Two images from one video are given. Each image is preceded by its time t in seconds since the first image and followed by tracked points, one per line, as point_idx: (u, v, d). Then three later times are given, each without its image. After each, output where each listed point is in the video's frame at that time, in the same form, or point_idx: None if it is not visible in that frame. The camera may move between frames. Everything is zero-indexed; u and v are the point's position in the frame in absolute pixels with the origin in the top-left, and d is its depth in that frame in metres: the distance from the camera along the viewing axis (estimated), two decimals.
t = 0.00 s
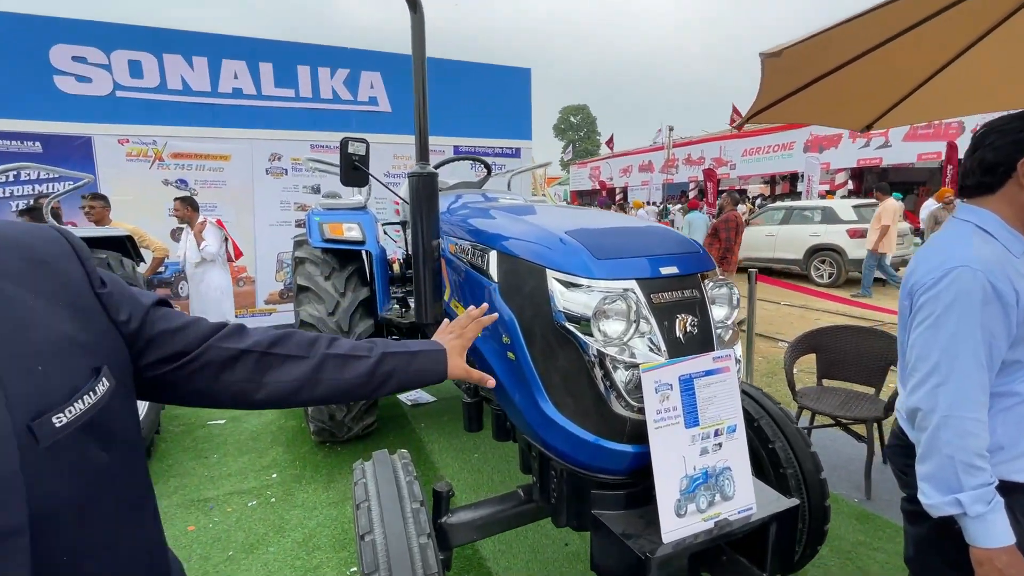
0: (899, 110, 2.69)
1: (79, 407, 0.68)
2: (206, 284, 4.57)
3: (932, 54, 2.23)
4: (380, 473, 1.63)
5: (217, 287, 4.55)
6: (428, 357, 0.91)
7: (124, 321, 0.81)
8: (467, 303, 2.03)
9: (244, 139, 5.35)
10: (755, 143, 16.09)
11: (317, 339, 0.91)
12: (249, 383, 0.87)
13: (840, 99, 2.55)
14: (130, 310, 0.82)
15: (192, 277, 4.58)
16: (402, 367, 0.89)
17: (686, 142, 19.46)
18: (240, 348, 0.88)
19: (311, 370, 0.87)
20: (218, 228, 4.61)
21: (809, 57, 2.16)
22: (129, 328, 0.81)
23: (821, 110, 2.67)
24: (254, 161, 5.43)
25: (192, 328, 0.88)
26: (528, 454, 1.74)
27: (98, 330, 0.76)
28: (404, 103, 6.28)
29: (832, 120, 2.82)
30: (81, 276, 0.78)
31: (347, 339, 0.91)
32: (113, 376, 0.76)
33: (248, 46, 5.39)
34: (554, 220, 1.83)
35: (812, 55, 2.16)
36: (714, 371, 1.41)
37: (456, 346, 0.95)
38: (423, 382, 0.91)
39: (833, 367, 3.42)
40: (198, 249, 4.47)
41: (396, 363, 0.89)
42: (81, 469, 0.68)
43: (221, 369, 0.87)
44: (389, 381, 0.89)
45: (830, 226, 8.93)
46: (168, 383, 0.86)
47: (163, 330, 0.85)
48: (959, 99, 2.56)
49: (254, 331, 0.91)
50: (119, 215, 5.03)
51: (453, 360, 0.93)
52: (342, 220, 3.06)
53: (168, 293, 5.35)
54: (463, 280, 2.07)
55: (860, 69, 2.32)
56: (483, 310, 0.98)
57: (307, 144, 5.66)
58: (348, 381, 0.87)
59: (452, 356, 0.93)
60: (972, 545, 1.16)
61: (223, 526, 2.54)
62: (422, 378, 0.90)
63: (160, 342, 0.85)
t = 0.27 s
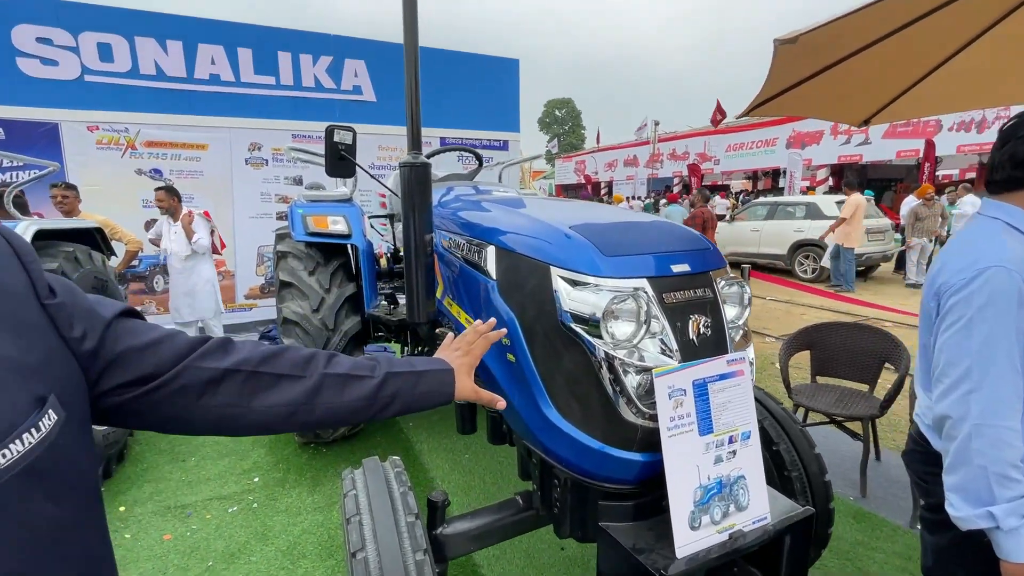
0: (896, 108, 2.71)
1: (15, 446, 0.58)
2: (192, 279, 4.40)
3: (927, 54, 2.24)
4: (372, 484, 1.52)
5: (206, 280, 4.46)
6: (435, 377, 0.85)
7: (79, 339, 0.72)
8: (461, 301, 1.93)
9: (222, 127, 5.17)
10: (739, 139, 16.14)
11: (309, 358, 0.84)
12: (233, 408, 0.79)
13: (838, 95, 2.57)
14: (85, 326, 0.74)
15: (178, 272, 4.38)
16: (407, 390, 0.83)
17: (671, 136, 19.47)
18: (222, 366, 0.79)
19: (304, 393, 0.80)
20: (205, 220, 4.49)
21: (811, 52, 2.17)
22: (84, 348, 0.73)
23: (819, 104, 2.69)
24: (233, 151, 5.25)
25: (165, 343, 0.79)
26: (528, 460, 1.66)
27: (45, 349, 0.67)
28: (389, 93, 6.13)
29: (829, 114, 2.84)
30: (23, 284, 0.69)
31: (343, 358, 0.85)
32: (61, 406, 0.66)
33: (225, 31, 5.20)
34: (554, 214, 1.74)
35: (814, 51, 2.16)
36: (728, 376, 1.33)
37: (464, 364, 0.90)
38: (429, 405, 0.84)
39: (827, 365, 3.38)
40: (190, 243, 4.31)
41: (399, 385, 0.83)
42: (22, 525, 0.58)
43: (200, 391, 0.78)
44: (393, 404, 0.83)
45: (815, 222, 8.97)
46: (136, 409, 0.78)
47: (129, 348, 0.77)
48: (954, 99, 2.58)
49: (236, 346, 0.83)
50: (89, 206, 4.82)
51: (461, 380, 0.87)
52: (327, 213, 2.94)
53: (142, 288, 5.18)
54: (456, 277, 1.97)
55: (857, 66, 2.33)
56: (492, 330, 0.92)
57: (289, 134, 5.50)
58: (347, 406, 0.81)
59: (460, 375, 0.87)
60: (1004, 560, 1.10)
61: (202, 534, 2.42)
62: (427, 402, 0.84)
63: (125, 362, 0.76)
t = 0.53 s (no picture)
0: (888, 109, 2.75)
1: None
2: (176, 274, 4.26)
3: (918, 58, 2.27)
4: (364, 494, 1.43)
5: (192, 274, 4.33)
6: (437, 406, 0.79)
7: (44, 362, 0.66)
8: (456, 301, 1.85)
9: (201, 116, 5.01)
10: (723, 136, 16.20)
11: (303, 384, 0.77)
12: (216, 441, 0.71)
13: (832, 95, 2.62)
14: (52, 348, 0.67)
15: (161, 266, 4.23)
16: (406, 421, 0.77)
17: (656, 133, 19.49)
18: (206, 392, 0.73)
19: (295, 424, 0.73)
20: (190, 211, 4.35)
21: (806, 51, 2.21)
22: (51, 371, 0.66)
23: (813, 103, 2.74)
24: (212, 141, 5.09)
25: (144, 366, 0.73)
26: (527, 467, 1.60)
27: (6, 375, 0.61)
28: (373, 84, 6.01)
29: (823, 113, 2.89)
30: None
31: (341, 384, 0.78)
32: (25, 437, 0.60)
33: (204, 17, 5.04)
34: (554, 210, 1.67)
35: (810, 51, 2.20)
36: (740, 380, 1.28)
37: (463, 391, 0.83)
38: (426, 439, 0.78)
39: (819, 363, 3.32)
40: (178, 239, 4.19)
41: (398, 417, 0.76)
42: None
43: (181, 421, 0.71)
44: (392, 434, 0.76)
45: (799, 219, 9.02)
46: (108, 439, 0.70)
47: (102, 372, 0.70)
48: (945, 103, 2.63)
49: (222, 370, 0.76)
50: (60, 197, 4.64)
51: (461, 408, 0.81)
52: (312, 207, 2.84)
53: (116, 283, 5.02)
54: (450, 275, 1.89)
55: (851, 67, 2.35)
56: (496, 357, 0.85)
57: (271, 125, 5.37)
58: (343, 438, 0.74)
59: (460, 406, 0.81)
60: None
61: (181, 542, 2.34)
62: (426, 434, 0.78)
63: (99, 387, 0.70)
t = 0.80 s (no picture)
0: (881, 105, 2.83)
1: None
2: (154, 268, 4.17)
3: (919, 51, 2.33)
4: (353, 499, 1.38)
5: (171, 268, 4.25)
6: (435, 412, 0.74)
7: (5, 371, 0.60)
8: (447, 298, 1.80)
9: (180, 106, 4.89)
10: (709, 134, 16.25)
11: (292, 392, 0.72)
12: (195, 458, 0.66)
13: (828, 90, 2.69)
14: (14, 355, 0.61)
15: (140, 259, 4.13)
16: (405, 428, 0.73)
17: (643, 130, 19.51)
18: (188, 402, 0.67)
19: (286, 436, 0.68)
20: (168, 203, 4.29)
21: (805, 43, 2.27)
22: (12, 381, 0.60)
23: (809, 98, 2.81)
24: (192, 132, 4.98)
25: (118, 375, 0.66)
26: (522, 470, 1.55)
27: None
28: (360, 76, 5.93)
29: (819, 110, 2.96)
30: None
31: (334, 391, 0.73)
32: None
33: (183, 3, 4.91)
34: (550, 205, 1.62)
35: (809, 43, 2.27)
36: (743, 381, 1.25)
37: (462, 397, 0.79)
38: (423, 448, 0.73)
39: (811, 361, 3.27)
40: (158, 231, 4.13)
41: (392, 425, 0.72)
42: None
43: (157, 435, 0.65)
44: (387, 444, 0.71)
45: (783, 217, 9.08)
46: (75, 456, 0.64)
47: (71, 381, 0.64)
48: (937, 100, 2.71)
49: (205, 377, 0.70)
50: (32, 187, 4.49)
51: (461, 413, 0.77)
52: (297, 200, 2.77)
53: (92, 277, 4.94)
54: (442, 272, 1.84)
55: (853, 59, 2.40)
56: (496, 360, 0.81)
57: (255, 115, 5.26)
58: (337, 451, 0.69)
59: (460, 410, 0.76)
60: None
61: (160, 546, 2.31)
62: (424, 442, 0.73)
63: (67, 398, 0.63)
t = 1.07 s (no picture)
0: (872, 101, 2.89)
1: None
2: (127, 259, 4.25)
3: (912, 44, 2.38)
4: (335, 499, 1.33)
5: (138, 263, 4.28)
6: (418, 400, 0.73)
7: None
8: (435, 291, 1.75)
9: (162, 94, 4.81)
10: (698, 131, 16.27)
11: (250, 382, 0.71)
12: (141, 450, 0.64)
13: (821, 85, 2.74)
14: None
15: (112, 250, 4.21)
16: (383, 417, 0.71)
17: (633, 127, 19.50)
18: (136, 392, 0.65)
19: (241, 428, 0.67)
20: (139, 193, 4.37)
21: (800, 37, 2.31)
22: None
23: (801, 93, 2.85)
24: (174, 121, 4.91)
25: (50, 359, 0.63)
26: (510, 467, 1.52)
27: None
28: (348, 67, 5.85)
29: (811, 105, 3.00)
30: None
31: (295, 382, 0.71)
32: None
33: None
34: (541, 196, 1.58)
35: (804, 37, 2.31)
36: (736, 377, 1.22)
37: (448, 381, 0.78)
38: (397, 439, 0.72)
39: (799, 358, 3.26)
40: (131, 222, 4.20)
41: (362, 415, 0.70)
42: None
43: (95, 426, 0.63)
44: (359, 436, 0.70)
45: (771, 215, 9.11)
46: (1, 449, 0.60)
47: None
48: (927, 95, 2.77)
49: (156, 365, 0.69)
50: (8, 177, 4.38)
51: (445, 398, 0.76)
52: (281, 190, 2.71)
53: (69, 269, 4.89)
54: (429, 265, 1.79)
55: (849, 51, 2.44)
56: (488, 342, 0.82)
57: (239, 105, 5.20)
58: (300, 443, 0.68)
59: (444, 399, 0.75)
60: None
61: (138, 546, 2.27)
62: (403, 433, 0.72)
63: None
